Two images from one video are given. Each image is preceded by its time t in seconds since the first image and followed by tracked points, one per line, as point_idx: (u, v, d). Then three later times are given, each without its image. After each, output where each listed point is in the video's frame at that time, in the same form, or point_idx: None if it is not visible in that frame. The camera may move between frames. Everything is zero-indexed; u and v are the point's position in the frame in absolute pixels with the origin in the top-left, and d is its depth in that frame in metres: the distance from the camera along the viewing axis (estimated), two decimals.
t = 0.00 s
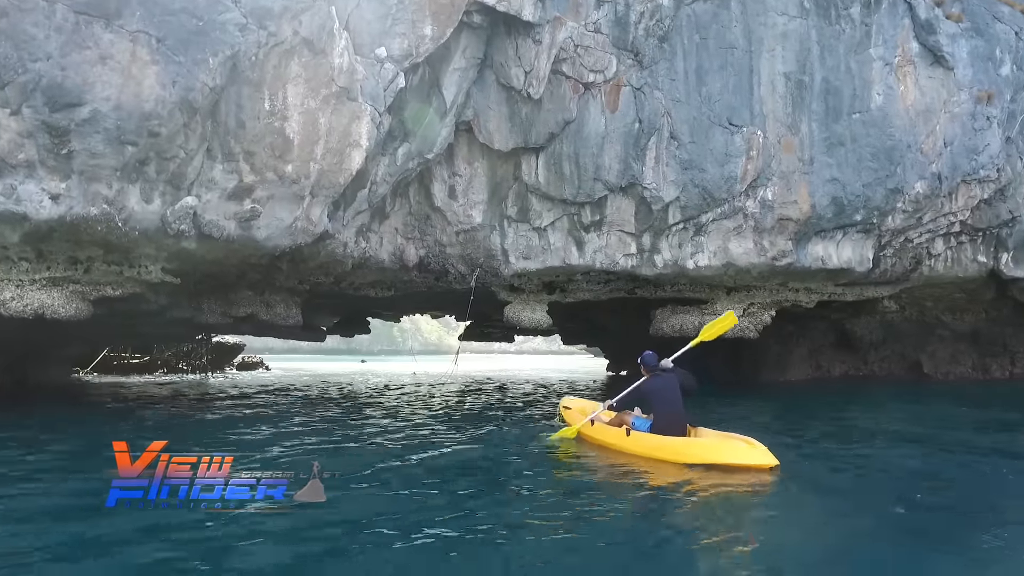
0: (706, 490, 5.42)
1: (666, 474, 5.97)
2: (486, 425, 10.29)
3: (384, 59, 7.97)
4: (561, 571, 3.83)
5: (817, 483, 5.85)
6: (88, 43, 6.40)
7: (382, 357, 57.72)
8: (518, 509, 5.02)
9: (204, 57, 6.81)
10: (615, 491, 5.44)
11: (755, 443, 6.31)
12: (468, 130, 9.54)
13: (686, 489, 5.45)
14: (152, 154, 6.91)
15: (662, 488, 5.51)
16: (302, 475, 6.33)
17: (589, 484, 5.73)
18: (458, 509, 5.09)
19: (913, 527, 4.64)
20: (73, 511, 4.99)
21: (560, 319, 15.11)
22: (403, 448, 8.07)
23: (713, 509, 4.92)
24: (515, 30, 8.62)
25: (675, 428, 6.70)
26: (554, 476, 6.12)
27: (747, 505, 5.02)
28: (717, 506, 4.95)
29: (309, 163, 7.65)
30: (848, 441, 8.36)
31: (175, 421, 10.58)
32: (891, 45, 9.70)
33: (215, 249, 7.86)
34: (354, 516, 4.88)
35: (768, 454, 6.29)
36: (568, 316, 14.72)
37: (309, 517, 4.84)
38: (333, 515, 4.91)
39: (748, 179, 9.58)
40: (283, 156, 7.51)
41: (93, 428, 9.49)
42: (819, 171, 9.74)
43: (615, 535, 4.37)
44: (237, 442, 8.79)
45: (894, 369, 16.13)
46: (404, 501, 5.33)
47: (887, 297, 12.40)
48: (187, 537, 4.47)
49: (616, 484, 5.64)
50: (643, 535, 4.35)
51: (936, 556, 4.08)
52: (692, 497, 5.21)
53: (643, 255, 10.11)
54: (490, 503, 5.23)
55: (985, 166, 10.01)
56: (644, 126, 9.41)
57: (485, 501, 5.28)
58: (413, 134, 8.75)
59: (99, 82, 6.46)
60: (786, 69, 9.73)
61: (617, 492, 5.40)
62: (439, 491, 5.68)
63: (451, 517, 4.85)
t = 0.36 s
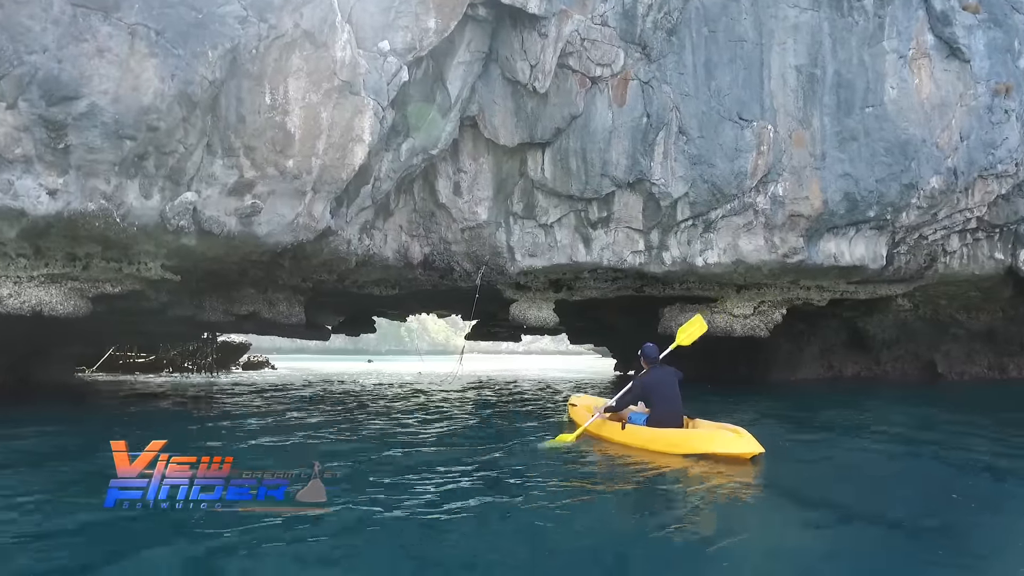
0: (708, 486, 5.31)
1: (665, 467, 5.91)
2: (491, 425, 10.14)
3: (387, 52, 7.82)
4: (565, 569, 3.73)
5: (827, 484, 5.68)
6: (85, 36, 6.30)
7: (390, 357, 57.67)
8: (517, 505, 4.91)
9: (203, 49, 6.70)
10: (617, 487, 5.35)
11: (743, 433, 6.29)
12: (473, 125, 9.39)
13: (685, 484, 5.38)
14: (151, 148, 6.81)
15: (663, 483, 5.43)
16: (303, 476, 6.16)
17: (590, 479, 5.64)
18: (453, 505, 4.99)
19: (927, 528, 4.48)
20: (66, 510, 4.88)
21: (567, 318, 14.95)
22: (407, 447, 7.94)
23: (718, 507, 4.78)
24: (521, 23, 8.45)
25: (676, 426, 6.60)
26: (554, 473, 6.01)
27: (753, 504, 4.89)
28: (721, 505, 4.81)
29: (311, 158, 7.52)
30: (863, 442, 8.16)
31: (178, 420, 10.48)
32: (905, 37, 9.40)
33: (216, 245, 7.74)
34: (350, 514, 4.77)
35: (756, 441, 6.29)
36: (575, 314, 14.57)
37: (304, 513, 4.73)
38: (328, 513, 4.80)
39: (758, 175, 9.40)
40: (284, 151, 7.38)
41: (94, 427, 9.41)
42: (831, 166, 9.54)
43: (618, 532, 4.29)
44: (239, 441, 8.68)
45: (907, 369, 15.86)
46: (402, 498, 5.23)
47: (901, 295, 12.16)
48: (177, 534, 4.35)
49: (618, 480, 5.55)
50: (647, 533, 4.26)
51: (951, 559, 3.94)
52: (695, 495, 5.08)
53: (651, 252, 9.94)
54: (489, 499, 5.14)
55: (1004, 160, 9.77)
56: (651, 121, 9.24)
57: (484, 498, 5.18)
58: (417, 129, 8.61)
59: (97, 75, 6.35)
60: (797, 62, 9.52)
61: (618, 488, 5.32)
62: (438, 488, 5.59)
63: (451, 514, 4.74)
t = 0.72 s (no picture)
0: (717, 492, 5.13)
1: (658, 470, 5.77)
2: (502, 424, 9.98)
3: (394, 45, 7.68)
4: (569, 569, 3.58)
5: (848, 488, 5.46)
6: (88, 30, 6.22)
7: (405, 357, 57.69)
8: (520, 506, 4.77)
9: (207, 43, 6.58)
10: (619, 488, 5.21)
11: (718, 432, 6.38)
12: (484, 120, 9.23)
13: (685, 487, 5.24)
14: (155, 144, 6.71)
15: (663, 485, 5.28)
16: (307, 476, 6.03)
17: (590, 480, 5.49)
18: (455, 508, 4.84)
19: (951, 535, 4.27)
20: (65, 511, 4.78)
21: (581, 317, 14.76)
22: (414, 446, 7.80)
23: (731, 513, 4.59)
24: (531, 15, 8.28)
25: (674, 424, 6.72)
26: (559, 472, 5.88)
27: (766, 510, 4.70)
28: (734, 511, 4.63)
29: (317, 153, 7.40)
30: (885, 443, 7.89)
31: (186, 419, 10.41)
32: (929, 25, 9.10)
33: (221, 242, 7.63)
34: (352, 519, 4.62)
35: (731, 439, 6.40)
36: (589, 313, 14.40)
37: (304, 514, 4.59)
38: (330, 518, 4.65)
39: (775, 169, 9.16)
40: (290, 147, 7.25)
41: (103, 425, 9.36)
42: (850, 159, 9.28)
43: (621, 533, 4.15)
44: (246, 439, 8.58)
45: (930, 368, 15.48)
46: (404, 499, 5.08)
47: (924, 292, 11.83)
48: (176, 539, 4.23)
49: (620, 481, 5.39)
50: (653, 534, 4.11)
51: (974, 567, 3.74)
52: (705, 499, 4.90)
53: (666, 249, 9.73)
54: (490, 501, 5.00)
55: None
56: (665, 114, 9.03)
57: (486, 499, 5.04)
58: (426, 123, 8.47)
59: (99, 69, 6.26)
60: (815, 52, 9.26)
61: (620, 488, 5.18)
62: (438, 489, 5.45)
63: (451, 513, 4.60)
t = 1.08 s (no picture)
0: (729, 508, 4.95)
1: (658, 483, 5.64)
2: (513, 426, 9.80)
3: (401, 42, 7.52)
4: None
5: (870, 504, 5.21)
6: (89, 28, 6.11)
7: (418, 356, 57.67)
8: (523, 526, 4.61)
9: (209, 40, 6.38)
10: (625, 505, 5.03)
11: (705, 441, 6.39)
12: (493, 117, 9.06)
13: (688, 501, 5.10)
14: (157, 143, 6.60)
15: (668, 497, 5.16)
16: (308, 485, 5.89)
17: (596, 491, 5.36)
18: (459, 522, 4.71)
19: (980, 560, 4.03)
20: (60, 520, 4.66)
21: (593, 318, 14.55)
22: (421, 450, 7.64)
23: (748, 535, 4.38)
24: (541, 9, 8.09)
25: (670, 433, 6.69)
26: (565, 484, 5.70)
27: (781, 530, 4.50)
28: (748, 531, 4.44)
29: (322, 152, 7.26)
30: (908, 450, 7.62)
31: (193, 421, 10.32)
32: (953, 16, 8.81)
33: (225, 243, 7.51)
34: (352, 536, 4.45)
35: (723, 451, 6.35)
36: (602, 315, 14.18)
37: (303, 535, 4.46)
38: (328, 536, 4.49)
39: (792, 166, 8.90)
40: (294, 145, 7.12)
41: (109, 428, 9.27)
42: (871, 155, 9.01)
43: (625, 559, 3.96)
44: (251, 443, 8.46)
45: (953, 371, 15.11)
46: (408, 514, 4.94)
47: (946, 292, 11.51)
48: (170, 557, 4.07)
49: (628, 494, 5.26)
50: (657, 557, 3.95)
51: None
52: (716, 517, 4.73)
53: (680, 248, 9.50)
54: (494, 515, 4.85)
55: None
56: (679, 110, 8.81)
57: (490, 513, 4.91)
58: (434, 121, 8.31)
59: (100, 67, 6.14)
60: (834, 45, 8.99)
61: (626, 505, 5.00)
62: (441, 499, 5.32)
63: (451, 534, 4.44)
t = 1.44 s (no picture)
0: (748, 519, 4.74)
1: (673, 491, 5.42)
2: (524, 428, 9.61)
3: (408, 37, 7.34)
4: None
5: (897, 515, 4.97)
6: (90, 25, 6.00)
7: (431, 357, 57.63)
8: (530, 533, 4.43)
9: (213, 36, 6.27)
10: (635, 512, 4.84)
11: (705, 441, 6.32)
12: (504, 114, 8.87)
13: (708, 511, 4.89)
14: (159, 142, 6.47)
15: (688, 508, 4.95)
16: (313, 485, 5.74)
17: (612, 499, 5.16)
18: (465, 529, 4.54)
19: None
20: (55, 525, 4.54)
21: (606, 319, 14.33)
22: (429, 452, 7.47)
23: (770, 549, 4.17)
24: (552, 3, 7.90)
25: (670, 434, 6.52)
26: (575, 490, 5.52)
27: (798, 542, 4.29)
28: (770, 546, 4.22)
29: (327, 150, 7.10)
30: (935, 455, 7.33)
31: (201, 422, 10.22)
32: (980, 6, 8.51)
33: (229, 243, 7.38)
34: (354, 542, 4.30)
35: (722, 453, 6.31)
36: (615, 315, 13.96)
37: (302, 537, 4.31)
38: (327, 538, 4.33)
39: (811, 162, 8.65)
40: (299, 143, 6.98)
41: (115, 430, 9.18)
42: (893, 150, 8.73)
43: (633, 571, 3.76)
44: (259, 444, 8.32)
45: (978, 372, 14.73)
46: (412, 519, 4.77)
47: (972, 292, 11.17)
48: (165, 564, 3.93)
49: (645, 503, 5.05)
50: (674, 572, 3.76)
51: None
52: (735, 528, 4.53)
53: (695, 247, 9.27)
54: (502, 522, 4.68)
55: None
56: (693, 105, 8.60)
57: (499, 519, 4.74)
58: (443, 118, 8.14)
59: (101, 65, 6.02)
60: (854, 38, 8.72)
61: (637, 512, 4.81)
62: (448, 505, 5.15)
63: (455, 541, 4.26)
